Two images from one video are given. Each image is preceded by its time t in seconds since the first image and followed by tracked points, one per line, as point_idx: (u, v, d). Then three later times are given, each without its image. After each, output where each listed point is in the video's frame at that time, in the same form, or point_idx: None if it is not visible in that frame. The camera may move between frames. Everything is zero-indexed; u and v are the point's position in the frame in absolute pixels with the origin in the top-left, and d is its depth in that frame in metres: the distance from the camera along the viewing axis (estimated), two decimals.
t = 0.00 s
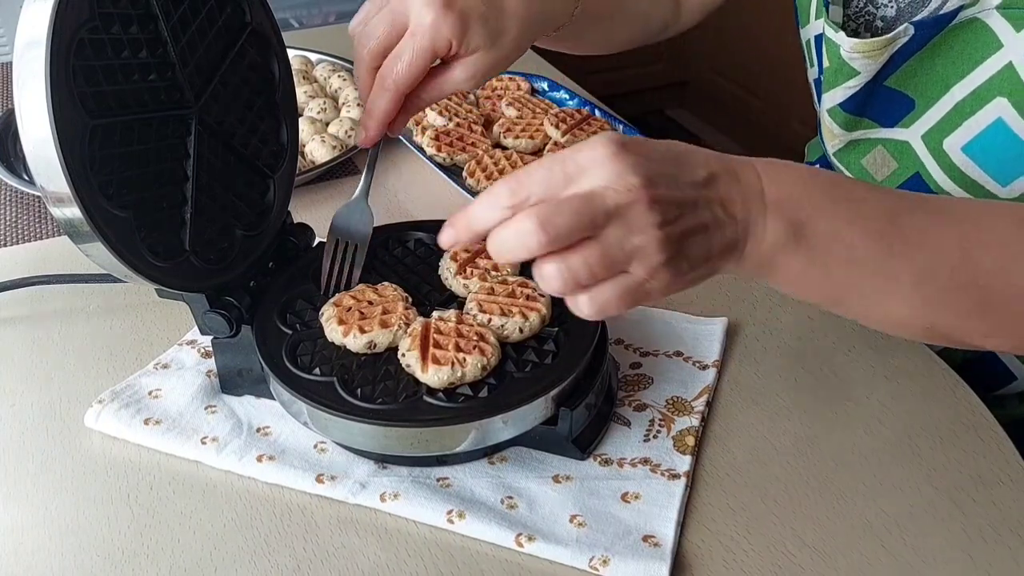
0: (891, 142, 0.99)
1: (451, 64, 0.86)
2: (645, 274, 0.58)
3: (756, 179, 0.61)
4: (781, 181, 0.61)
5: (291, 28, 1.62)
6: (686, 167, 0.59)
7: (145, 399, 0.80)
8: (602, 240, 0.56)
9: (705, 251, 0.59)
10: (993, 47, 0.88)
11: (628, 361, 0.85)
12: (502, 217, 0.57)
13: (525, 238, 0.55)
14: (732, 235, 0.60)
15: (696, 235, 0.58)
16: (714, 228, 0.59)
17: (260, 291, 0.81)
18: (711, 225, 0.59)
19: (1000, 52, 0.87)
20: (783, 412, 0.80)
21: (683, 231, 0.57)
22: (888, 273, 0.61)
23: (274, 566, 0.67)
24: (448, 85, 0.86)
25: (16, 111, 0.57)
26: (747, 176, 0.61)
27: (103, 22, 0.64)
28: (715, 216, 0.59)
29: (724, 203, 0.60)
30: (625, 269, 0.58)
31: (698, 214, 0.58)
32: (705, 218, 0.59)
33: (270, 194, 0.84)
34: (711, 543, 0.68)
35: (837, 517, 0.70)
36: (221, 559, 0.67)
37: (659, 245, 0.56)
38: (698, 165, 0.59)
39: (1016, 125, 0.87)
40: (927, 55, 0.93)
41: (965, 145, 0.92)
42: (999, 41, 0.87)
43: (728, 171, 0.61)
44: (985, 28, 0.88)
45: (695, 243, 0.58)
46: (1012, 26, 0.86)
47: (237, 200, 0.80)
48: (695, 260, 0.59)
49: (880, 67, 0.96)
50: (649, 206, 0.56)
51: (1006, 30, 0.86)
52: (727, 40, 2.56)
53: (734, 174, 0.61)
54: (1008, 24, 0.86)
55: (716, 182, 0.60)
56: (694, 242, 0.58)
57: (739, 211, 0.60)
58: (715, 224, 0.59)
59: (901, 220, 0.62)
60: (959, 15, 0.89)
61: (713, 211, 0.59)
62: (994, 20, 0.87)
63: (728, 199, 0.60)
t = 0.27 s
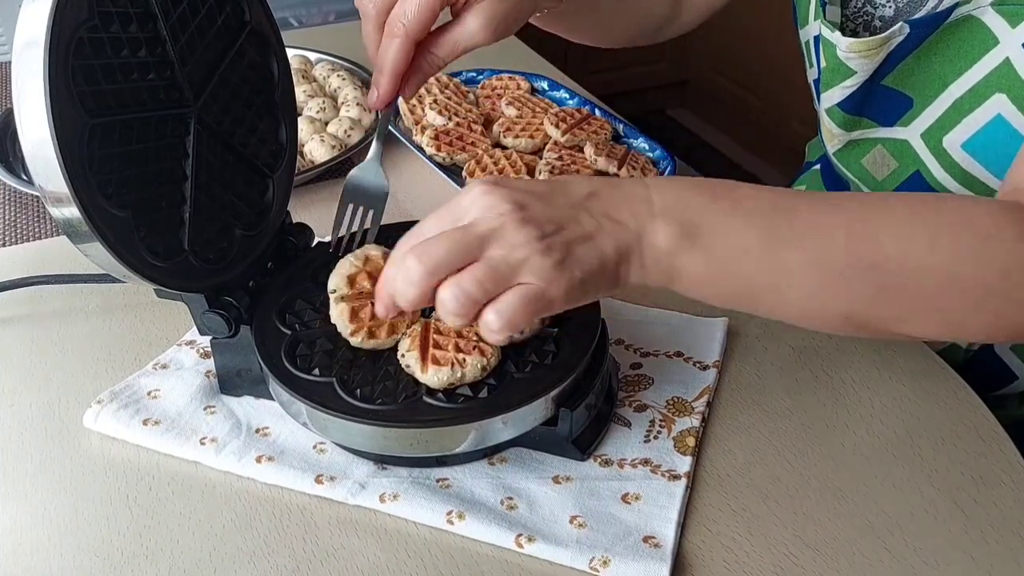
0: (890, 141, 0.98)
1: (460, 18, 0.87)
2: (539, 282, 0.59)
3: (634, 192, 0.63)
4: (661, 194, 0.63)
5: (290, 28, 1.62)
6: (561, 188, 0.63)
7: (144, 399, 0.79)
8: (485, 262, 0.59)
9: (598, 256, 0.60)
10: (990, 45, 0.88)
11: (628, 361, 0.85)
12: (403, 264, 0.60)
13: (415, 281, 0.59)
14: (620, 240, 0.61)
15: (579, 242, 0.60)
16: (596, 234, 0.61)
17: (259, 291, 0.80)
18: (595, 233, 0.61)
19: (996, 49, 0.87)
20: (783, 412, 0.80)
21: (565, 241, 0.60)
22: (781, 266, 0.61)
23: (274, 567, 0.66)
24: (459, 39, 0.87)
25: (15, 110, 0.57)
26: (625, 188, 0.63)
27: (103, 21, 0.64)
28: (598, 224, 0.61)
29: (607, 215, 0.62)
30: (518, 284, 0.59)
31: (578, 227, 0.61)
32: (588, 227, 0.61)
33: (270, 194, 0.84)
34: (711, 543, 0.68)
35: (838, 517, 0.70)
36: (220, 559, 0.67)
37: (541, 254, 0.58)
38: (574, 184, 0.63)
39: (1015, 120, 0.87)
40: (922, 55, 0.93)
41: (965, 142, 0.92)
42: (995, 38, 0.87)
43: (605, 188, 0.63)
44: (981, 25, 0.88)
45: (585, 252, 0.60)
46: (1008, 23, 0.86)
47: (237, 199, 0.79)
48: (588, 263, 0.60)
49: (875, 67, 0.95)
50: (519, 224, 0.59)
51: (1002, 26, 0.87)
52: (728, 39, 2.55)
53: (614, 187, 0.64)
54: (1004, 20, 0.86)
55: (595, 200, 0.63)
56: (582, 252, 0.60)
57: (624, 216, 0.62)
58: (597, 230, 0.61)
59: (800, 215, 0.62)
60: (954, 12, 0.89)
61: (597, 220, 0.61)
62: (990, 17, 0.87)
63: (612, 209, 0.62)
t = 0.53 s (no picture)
0: (886, 139, 0.98)
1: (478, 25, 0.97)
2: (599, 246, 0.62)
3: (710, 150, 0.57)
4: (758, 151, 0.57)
5: (291, 28, 1.62)
6: (654, 143, 0.57)
7: (144, 399, 0.79)
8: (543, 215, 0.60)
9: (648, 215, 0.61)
10: (983, 40, 0.87)
11: (628, 361, 0.85)
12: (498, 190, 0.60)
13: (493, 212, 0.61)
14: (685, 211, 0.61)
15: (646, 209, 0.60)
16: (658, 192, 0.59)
17: (259, 291, 0.80)
18: (668, 203, 0.60)
19: (990, 44, 0.87)
20: (783, 411, 0.80)
21: (630, 215, 0.61)
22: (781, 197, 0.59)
23: (274, 567, 0.66)
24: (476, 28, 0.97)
25: (16, 110, 0.57)
26: (737, 126, 0.57)
27: (103, 21, 0.64)
28: (674, 195, 0.60)
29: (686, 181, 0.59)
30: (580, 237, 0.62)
31: (652, 196, 0.59)
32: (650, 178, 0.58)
33: (270, 194, 0.84)
34: (711, 543, 0.68)
35: (838, 517, 0.70)
36: (220, 559, 0.67)
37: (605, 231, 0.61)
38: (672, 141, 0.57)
39: (1011, 114, 0.87)
40: (917, 50, 0.92)
41: (961, 137, 0.92)
42: (988, 34, 0.87)
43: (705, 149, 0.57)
44: (974, 20, 0.87)
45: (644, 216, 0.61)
46: (1000, 18, 0.85)
47: (237, 199, 0.79)
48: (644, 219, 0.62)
49: (870, 62, 0.95)
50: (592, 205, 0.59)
51: (994, 21, 0.86)
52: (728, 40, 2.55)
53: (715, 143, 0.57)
54: (995, 15, 0.86)
55: (685, 163, 0.58)
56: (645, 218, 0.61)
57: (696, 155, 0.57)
58: (670, 202, 0.60)
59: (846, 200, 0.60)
60: (947, 8, 0.89)
61: (671, 187, 0.59)
62: (983, 13, 0.86)
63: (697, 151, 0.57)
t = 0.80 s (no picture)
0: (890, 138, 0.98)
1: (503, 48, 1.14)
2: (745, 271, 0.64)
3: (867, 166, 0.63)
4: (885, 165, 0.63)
5: (291, 28, 1.62)
6: (800, 161, 0.61)
7: (144, 399, 0.79)
8: (721, 241, 0.62)
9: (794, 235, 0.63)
10: (993, 43, 0.87)
11: (628, 361, 0.85)
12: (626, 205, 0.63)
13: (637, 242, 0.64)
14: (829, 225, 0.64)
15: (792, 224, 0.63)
16: (811, 223, 0.64)
17: (259, 291, 0.80)
18: (811, 220, 0.63)
19: (1000, 47, 0.87)
20: (783, 412, 0.80)
21: (782, 230, 0.62)
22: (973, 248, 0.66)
23: (274, 567, 0.66)
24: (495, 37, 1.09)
25: (15, 110, 0.57)
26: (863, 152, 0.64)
27: (103, 20, 0.64)
28: (816, 210, 0.63)
29: (824, 197, 0.63)
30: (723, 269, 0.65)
31: (800, 215, 0.62)
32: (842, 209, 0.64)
33: (270, 194, 0.84)
34: (711, 544, 0.68)
35: (839, 518, 0.70)
36: (221, 559, 0.67)
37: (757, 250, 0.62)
38: (811, 159, 0.61)
39: (1018, 119, 0.87)
40: (927, 48, 0.92)
41: (967, 139, 0.92)
42: (999, 37, 0.87)
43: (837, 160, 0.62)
44: (985, 22, 0.88)
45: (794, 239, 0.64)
46: (1011, 21, 0.86)
47: (237, 199, 0.79)
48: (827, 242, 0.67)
49: (880, 56, 0.95)
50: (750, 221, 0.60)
51: (1005, 25, 0.86)
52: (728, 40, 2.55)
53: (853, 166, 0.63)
54: (1007, 19, 0.86)
55: (826, 181, 0.62)
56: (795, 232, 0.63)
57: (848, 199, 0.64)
58: (812, 218, 0.63)
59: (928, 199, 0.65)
60: (958, 9, 0.89)
61: (815, 206, 0.63)
62: (995, 15, 0.87)
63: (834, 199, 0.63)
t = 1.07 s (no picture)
0: (895, 138, 0.98)
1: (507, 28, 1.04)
2: (790, 306, 0.63)
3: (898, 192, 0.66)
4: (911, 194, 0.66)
5: (290, 28, 1.62)
6: (835, 187, 0.62)
7: (144, 399, 0.79)
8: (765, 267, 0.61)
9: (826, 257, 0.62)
10: (1000, 44, 0.87)
11: (628, 361, 0.85)
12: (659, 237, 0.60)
13: (672, 276, 0.60)
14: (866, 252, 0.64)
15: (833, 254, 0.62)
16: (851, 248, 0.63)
17: (259, 291, 0.80)
18: (850, 246, 0.63)
19: (1008, 47, 0.87)
20: (784, 412, 0.80)
21: (825, 254, 0.61)
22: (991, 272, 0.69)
23: (274, 567, 0.66)
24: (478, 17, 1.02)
25: (15, 110, 0.57)
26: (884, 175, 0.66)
27: (103, 20, 0.64)
28: (855, 235, 0.63)
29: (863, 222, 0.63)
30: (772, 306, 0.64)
31: (841, 240, 0.62)
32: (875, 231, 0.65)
33: (270, 194, 0.84)
34: (711, 544, 0.68)
35: (839, 518, 0.70)
36: (221, 559, 0.67)
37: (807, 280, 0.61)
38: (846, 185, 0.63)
39: None
40: (936, 48, 0.92)
41: (972, 141, 0.91)
42: (1006, 38, 0.87)
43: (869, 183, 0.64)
44: (993, 23, 0.88)
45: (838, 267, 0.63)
46: (1020, 22, 0.86)
47: (237, 199, 0.79)
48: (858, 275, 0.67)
49: (886, 58, 0.95)
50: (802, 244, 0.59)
51: (1013, 26, 0.86)
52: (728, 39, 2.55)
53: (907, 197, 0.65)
54: (1016, 20, 0.86)
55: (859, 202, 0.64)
56: (840, 265, 0.63)
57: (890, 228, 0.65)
58: (854, 245, 0.63)
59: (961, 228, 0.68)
60: (966, 9, 0.89)
61: (854, 231, 0.63)
62: (1003, 16, 0.87)
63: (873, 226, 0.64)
